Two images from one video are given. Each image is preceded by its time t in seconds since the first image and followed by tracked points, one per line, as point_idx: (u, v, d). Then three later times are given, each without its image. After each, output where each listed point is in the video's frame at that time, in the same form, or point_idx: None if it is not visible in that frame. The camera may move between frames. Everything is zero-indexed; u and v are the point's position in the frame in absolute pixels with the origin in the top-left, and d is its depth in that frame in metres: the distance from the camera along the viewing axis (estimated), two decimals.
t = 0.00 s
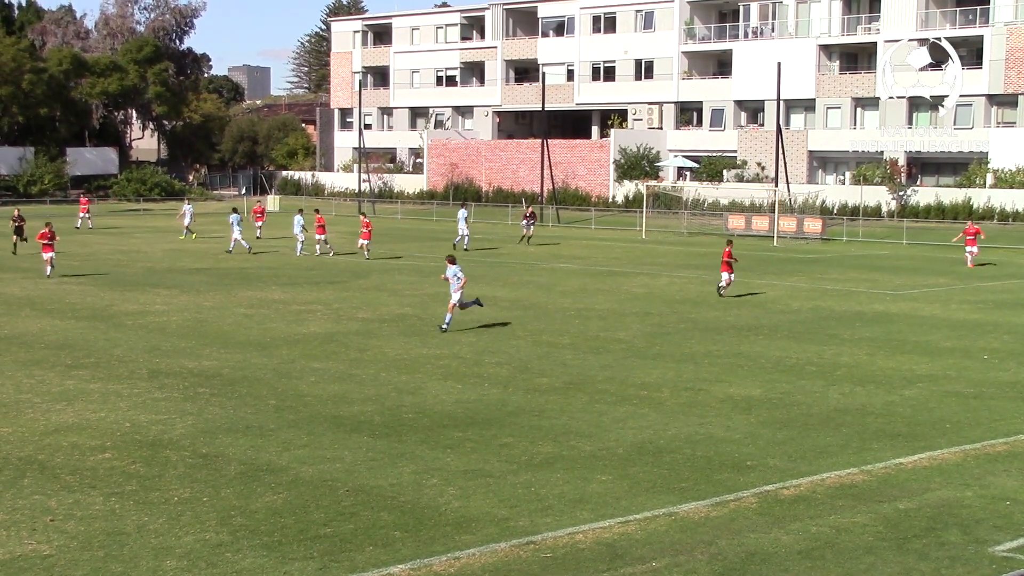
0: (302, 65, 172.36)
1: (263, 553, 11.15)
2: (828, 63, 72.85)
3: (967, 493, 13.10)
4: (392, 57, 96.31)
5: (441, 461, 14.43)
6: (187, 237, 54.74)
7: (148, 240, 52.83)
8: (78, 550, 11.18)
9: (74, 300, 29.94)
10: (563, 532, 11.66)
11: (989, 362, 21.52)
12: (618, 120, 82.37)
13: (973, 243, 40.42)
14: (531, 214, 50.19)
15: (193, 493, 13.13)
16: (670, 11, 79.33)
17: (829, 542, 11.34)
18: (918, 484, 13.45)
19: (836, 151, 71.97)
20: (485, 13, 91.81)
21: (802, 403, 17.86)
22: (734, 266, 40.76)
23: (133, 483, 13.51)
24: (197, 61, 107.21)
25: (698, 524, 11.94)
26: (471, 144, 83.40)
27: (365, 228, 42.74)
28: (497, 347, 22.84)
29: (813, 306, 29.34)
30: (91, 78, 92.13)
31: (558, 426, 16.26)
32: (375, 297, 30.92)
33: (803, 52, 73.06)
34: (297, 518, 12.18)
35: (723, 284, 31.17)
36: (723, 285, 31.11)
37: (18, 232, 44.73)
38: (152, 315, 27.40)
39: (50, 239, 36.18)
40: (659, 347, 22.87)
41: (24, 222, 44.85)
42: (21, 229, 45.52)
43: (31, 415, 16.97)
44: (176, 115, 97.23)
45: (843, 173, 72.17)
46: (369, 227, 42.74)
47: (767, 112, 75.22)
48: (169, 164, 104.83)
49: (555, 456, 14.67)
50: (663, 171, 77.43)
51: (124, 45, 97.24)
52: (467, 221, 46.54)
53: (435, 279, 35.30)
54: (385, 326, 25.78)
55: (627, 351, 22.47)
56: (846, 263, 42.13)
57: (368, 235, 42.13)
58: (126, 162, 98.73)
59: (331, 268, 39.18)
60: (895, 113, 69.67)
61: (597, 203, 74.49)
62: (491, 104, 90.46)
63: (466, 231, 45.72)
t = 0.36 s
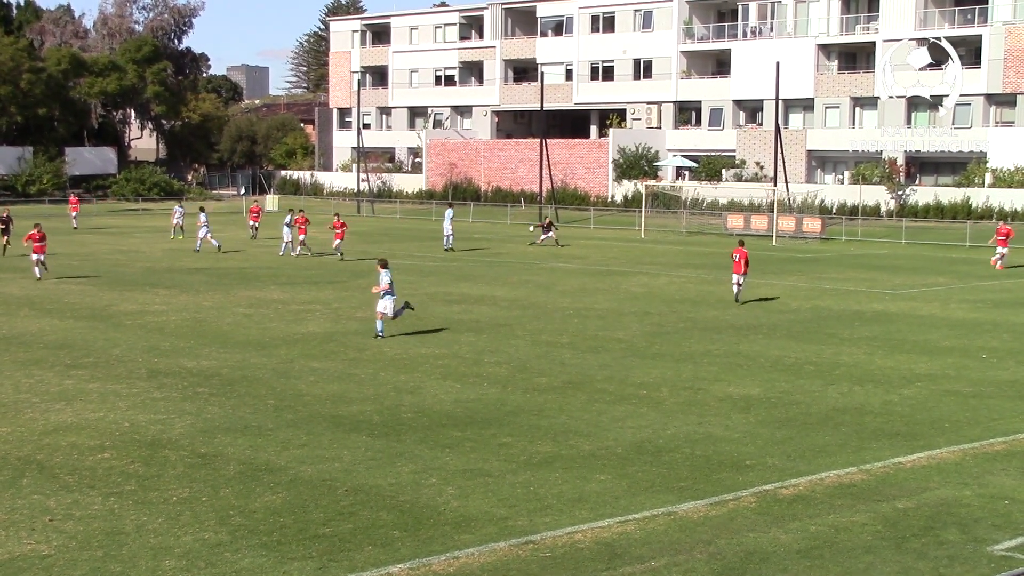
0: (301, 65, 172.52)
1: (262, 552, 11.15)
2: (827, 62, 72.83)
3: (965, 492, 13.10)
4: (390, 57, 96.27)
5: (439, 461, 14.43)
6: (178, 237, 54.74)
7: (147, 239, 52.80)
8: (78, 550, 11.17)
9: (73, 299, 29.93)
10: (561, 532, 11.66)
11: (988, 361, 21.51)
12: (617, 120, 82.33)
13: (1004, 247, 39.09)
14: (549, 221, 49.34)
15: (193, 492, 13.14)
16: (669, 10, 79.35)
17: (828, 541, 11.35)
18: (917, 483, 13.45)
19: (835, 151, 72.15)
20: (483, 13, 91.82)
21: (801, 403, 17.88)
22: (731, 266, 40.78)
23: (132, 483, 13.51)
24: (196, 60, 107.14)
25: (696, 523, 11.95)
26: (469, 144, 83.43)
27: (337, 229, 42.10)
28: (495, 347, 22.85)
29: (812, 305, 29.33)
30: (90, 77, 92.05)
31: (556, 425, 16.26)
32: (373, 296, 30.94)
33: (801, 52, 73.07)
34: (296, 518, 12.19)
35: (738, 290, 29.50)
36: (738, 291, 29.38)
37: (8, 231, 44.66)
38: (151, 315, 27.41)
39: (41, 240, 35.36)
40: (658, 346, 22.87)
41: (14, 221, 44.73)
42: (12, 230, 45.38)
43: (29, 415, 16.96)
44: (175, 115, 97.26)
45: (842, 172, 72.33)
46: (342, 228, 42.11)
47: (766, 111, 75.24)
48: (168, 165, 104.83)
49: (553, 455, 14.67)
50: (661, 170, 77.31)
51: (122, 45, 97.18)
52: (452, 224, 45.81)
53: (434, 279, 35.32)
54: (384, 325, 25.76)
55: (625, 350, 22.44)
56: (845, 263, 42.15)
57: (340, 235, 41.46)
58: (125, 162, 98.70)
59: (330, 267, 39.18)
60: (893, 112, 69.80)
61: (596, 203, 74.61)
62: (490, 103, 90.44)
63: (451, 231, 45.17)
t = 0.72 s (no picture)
0: (258, 63, 171.56)
1: (218, 554, 11.10)
2: (783, 62, 73.47)
3: (918, 488, 13.28)
4: (348, 56, 96.03)
5: (396, 461, 14.40)
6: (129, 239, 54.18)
7: (101, 240, 52.33)
8: (31, 553, 11.06)
9: (25, 300, 29.60)
10: (517, 531, 11.70)
11: (941, 358, 21.82)
12: (574, 119, 82.52)
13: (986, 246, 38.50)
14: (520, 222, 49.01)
15: (148, 494, 13.05)
16: (626, 10, 79.69)
17: (782, 538, 11.47)
18: (870, 479, 13.62)
19: (790, 150, 73.00)
20: (441, 12, 91.73)
21: (756, 400, 18.04)
22: (688, 264, 41.04)
23: (86, 485, 13.38)
24: (152, 59, 105.84)
25: (651, 521, 12.03)
26: (427, 143, 83.34)
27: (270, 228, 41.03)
28: (453, 346, 22.85)
29: (767, 304, 29.59)
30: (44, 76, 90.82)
31: (512, 425, 16.30)
32: (331, 296, 30.83)
33: (757, 51, 73.63)
34: (252, 519, 12.14)
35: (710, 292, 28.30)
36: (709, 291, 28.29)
37: None
38: (105, 315, 27.15)
39: None
40: (614, 345, 22.98)
41: None
42: None
43: None
44: (131, 114, 96.30)
45: (798, 171, 73.09)
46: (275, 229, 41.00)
47: (722, 111, 75.70)
48: (123, 164, 103.66)
49: (510, 455, 14.70)
50: (618, 169, 77.51)
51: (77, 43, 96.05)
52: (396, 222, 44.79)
53: (392, 278, 35.25)
54: (342, 325, 25.68)
55: (583, 349, 22.53)
56: (800, 261, 42.55)
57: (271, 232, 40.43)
58: (79, 161, 97.54)
59: (287, 267, 39.01)
60: (848, 111, 70.70)
61: (553, 202, 74.80)
62: (448, 103, 90.38)
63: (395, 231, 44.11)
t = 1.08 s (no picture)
0: (172, 58, 168.95)
1: (133, 555, 10.94)
2: (699, 61, 74.41)
3: (832, 482, 13.58)
4: (265, 52, 95.04)
5: (315, 460, 14.32)
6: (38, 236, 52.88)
7: (10, 237, 51.14)
8: None
9: None
10: (437, 529, 11.72)
11: (853, 354, 22.33)
12: (492, 117, 82.56)
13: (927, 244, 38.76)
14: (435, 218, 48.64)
15: (62, 495, 12.80)
16: (543, 8, 79.94)
17: (700, 533, 11.65)
18: (785, 474, 13.90)
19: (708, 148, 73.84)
20: (359, 9, 91.16)
21: (674, 396, 18.29)
22: (606, 261, 41.37)
23: None
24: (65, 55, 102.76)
25: (570, 517, 12.14)
26: (345, 141, 82.75)
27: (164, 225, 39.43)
28: (372, 344, 22.77)
29: (685, 300, 29.97)
30: None
31: (432, 422, 16.31)
32: (249, 294, 30.50)
33: (673, 51, 74.41)
34: (168, 519, 11.98)
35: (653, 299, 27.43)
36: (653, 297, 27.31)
37: None
38: (15, 314, 26.53)
39: None
40: (533, 342, 23.11)
41: None
42: None
43: None
44: (42, 110, 94.41)
45: (714, 169, 74.02)
46: (168, 225, 39.37)
47: (639, 109, 76.30)
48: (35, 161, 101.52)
49: (429, 452, 14.70)
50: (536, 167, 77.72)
51: None
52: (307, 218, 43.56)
53: (310, 276, 34.98)
54: (260, 323, 25.45)
55: (502, 346, 22.62)
56: (717, 258, 43.13)
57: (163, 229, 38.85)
58: None
59: (202, 266, 38.49)
60: (762, 110, 71.77)
61: (472, 198, 74.79)
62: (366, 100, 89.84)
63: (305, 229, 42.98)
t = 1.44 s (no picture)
0: (116, 52, 166.93)
1: (80, 553, 10.84)
2: (646, 56, 74.68)
3: (780, 475, 13.77)
4: (211, 47, 94.17)
5: (264, 456, 14.26)
6: None
7: None
8: None
9: None
10: (387, 524, 11.72)
11: (800, 347, 22.62)
12: (441, 112, 82.43)
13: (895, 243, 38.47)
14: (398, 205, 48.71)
15: (6, 493, 12.65)
16: (491, 3, 79.90)
17: (650, 526, 11.77)
18: (734, 467, 14.07)
19: (655, 143, 74.27)
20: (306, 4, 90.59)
21: (623, 390, 18.43)
22: (554, 256, 41.51)
23: None
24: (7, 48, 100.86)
25: (520, 512, 12.20)
26: (293, 136, 82.32)
27: (93, 224, 38.25)
28: (321, 339, 22.71)
29: (633, 295, 30.17)
30: None
31: (382, 418, 16.29)
32: (196, 290, 30.26)
33: (621, 46, 74.77)
34: (115, 516, 11.88)
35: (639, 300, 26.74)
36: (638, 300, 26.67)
37: None
38: None
39: None
40: (483, 337, 23.16)
41: None
42: None
43: None
44: None
45: (662, 164, 74.48)
46: (98, 225, 38.18)
47: (587, 104, 76.59)
48: None
49: (378, 448, 14.70)
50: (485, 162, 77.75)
51: None
52: (253, 221, 42.66)
53: (258, 272, 34.77)
54: (207, 319, 25.26)
55: (452, 341, 22.65)
56: (664, 252, 43.45)
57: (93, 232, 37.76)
58: None
59: (149, 261, 38.09)
60: (709, 106, 72.35)
61: (420, 193, 74.60)
62: (314, 95, 89.34)
63: (251, 231, 42.16)
